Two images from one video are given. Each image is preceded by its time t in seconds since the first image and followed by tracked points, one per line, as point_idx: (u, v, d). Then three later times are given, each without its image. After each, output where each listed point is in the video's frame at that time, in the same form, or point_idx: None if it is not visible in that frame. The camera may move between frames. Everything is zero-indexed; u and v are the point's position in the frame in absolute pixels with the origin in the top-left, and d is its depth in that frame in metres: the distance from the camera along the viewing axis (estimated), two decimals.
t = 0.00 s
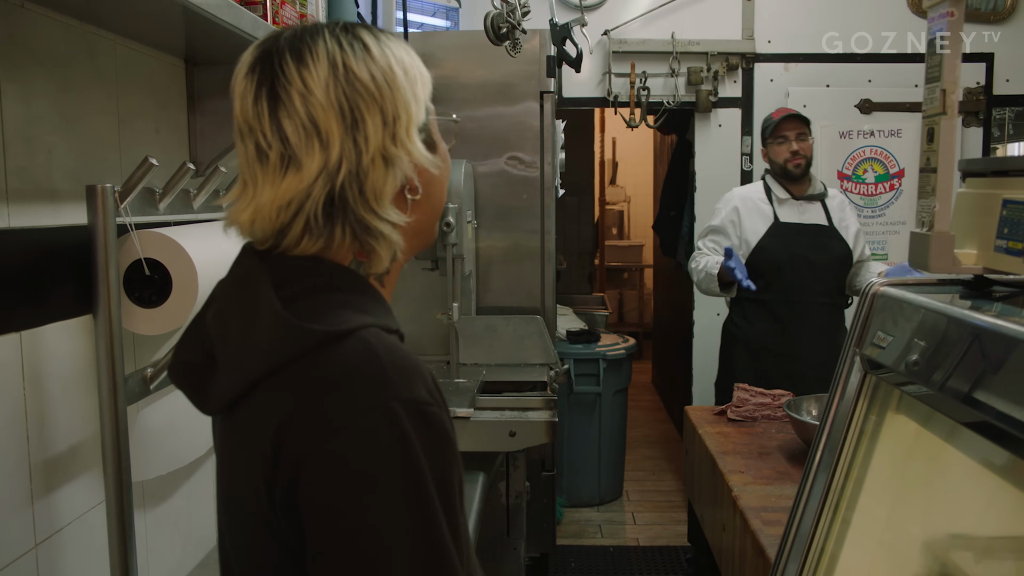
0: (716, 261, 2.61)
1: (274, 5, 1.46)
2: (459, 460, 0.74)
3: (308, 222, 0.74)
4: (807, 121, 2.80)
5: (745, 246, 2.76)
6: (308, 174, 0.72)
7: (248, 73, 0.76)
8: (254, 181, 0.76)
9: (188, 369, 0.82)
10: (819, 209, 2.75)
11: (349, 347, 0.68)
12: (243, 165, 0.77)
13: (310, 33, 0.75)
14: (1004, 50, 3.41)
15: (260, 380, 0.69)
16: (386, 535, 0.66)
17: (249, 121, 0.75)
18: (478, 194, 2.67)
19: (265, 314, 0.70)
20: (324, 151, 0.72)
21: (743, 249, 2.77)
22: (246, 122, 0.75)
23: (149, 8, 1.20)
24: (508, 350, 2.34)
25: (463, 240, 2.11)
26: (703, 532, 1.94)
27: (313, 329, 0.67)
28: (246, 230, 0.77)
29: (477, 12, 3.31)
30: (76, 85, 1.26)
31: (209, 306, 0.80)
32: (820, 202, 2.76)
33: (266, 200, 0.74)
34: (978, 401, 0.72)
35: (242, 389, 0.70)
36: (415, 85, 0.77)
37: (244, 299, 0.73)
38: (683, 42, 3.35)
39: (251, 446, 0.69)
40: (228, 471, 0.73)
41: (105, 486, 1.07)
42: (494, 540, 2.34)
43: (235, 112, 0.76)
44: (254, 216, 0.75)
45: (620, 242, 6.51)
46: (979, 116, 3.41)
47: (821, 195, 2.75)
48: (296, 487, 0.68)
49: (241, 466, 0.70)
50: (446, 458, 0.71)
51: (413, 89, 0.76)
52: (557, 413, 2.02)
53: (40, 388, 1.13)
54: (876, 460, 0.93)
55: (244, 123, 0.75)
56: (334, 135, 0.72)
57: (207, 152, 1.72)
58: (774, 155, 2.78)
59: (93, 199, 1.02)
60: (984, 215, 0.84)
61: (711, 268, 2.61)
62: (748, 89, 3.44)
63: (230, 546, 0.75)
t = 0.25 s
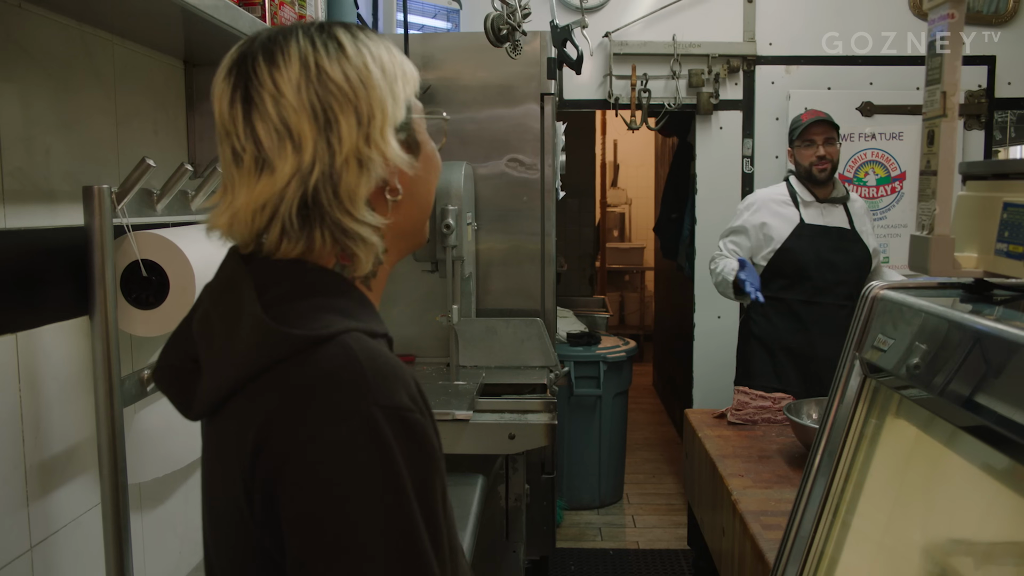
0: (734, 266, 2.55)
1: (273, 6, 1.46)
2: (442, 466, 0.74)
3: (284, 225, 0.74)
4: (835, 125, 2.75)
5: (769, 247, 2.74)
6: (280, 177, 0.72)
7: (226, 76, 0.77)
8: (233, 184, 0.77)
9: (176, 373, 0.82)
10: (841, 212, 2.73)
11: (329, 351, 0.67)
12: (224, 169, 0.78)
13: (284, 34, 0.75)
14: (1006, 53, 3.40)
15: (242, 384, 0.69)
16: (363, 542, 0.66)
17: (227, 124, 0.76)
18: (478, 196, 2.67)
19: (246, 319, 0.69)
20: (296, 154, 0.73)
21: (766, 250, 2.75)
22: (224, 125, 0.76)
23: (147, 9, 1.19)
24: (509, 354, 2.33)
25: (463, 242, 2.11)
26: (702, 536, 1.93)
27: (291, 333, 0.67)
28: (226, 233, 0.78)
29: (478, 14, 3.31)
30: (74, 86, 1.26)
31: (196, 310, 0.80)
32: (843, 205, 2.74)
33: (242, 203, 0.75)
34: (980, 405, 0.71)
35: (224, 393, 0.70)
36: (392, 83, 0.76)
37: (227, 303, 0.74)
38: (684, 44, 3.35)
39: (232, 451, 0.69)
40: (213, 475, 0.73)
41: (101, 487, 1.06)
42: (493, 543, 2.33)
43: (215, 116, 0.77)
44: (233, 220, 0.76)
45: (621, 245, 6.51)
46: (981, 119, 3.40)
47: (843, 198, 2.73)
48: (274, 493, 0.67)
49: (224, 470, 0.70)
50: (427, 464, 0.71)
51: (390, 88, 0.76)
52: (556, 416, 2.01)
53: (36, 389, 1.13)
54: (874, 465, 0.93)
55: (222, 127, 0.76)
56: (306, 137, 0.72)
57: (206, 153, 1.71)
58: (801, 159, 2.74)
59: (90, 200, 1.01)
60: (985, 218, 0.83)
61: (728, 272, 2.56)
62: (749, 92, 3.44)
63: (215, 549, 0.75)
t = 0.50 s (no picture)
0: (795, 288, 2.53)
1: (269, 9, 1.46)
2: (427, 474, 0.74)
3: (260, 228, 0.74)
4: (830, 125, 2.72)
5: (778, 251, 2.67)
6: (254, 180, 0.73)
7: (207, 81, 0.78)
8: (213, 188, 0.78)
9: (162, 379, 0.83)
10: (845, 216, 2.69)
11: (310, 358, 0.67)
12: (206, 174, 0.79)
13: (262, 38, 0.76)
14: (1005, 56, 3.40)
15: (227, 390, 0.70)
16: (344, 550, 0.66)
17: (206, 128, 0.77)
18: (476, 199, 2.67)
19: (230, 327, 0.70)
20: (271, 156, 0.73)
21: (777, 256, 2.68)
22: (204, 129, 0.77)
23: (143, 13, 1.19)
24: (508, 358, 2.38)
25: (462, 245, 2.11)
26: (702, 541, 1.92)
27: (274, 340, 0.67)
28: (208, 236, 0.79)
29: (477, 18, 3.31)
30: (70, 88, 1.26)
31: (182, 317, 0.81)
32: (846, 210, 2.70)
33: (220, 207, 0.75)
34: (978, 409, 0.71)
35: (210, 398, 0.71)
36: (371, 84, 0.76)
37: (213, 309, 0.74)
38: (683, 48, 3.35)
39: (216, 457, 0.69)
40: (198, 481, 0.73)
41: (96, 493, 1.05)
42: (492, 547, 2.32)
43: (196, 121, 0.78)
44: (212, 224, 0.77)
45: (621, 248, 6.51)
46: (980, 122, 3.40)
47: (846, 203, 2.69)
48: (256, 499, 0.67)
49: (208, 476, 0.71)
50: (410, 472, 0.71)
51: (368, 89, 0.76)
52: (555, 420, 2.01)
53: (30, 394, 1.13)
54: (872, 470, 0.93)
55: (203, 132, 0.77)
56: (281, 140, 0.73)
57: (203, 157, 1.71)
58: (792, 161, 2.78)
59: (84, 205, 1.01)
60: (982, 221, 0.83)
61: (793, 296, 2.52)
62: (748, 95, 3.44)
63: (200, 558, 0.75)
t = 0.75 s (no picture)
0: (803, 288, 2.52)
1: (265, 11, 1.46)
2: (418, 475, 0.73)
3: (248, 229, 0.74)
4: (805, 126, 2.74)
5: (773, 253, 2.68)
6: (241, 181, 0.73)
7: (194, 84, 0.78)
8: (202, 191, 0.78)
9: (155, 381, 0.82)
10: (834, 216, 2.69)
11: (300, 358, 0.67)
12: (195, 177, 0.79)
13: (248, 39, 0.76)
14: (1004, 56, 3.40)
15: (217, 392, 0.69)
16: (333, 551, 0.66)
17: (195, 131, 0.77)
18: (475, 201, 2.67)
19: (219, 329, 0.70)
20: (257, 157, 0.73)
21: (772, 258, 2.68)
22: (192, 132, 0.77)
23: (139, 15, 1.19)
24: (507, 359, 2.35)
25: (460, 247, 2.11)
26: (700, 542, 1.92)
27: (263, 341, 0.67)
28: (198, 239, 0.79)
29: (476, 20, 3.31)
30: (66, 91, 1.26)
31: (174, 320, 0.81)
32: (835, 209, 2.71)
33: (207, 209, 0.75)
34: (978, 411, 0.71)
35: (201, 400, 0.71)
36: (357, 82, 0.76)
37: (204, 311, 0.74)
38: (682, 49, 3.35)
39: (208, 459, 0.69)
40: (191, 484, 0.73)
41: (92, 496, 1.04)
42: (491, 549, 2.32)
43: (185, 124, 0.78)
44: (201, 227, 0.77)
45: (621, 249, 6.50)
46: (980, 123, 3.39)
47: (834, 202, 2.69)
48: (247, 501, 0.67)
49: (200, 478, 0.70)
50: (401, 472, 0.71)
51: (355, 87, 0.75)
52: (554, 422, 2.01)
53: (26, 396, 1.12)
54: (869, 472, 0.93)
55: (191, 135, 0.77)
56: (267, 140, 0.72)
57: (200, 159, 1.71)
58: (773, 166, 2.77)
59: (80, 207, 1.00)
60: (979, 222, 0.82)
61: (802, 296, 2.51)
62: (747, 96, 3.43)
63: (193, 561, 0.75)
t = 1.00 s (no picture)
0: (791, 292, 2.52)
1: (262, 12, 1.46)
2: (418, 476, 0.73)
3: (249, 238, 0.74)
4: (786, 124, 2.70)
5: (760, 259, 2.68)
6: (240, 192, 0.73)
7: (185, 101, 0.78)
8: (200, 206, 0.78)
9: (156, 383, 0.82)
10: (821, 216, 2.69)
11: (300, 359, 0.67)
12: (193, 193, 0.79)
13: (234, 52, 0.76)
14: (1002, 57, 3.40)
15: (217, 393, 0.69)
16: (333, 552, 0.66)
17: (189, 148, 0.77)
18: (473, 202, 2.67)
19: (219, 331, 0.70)
20: (254, 167, 0.73)
21: (759, 264, 2.68)
22: (187, 148, 0.77)
23: (135, 17, 1.19)
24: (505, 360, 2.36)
25: (458, 248, 2.10)
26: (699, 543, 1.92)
27: (263, 342, 0.67)
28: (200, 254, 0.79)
29: (474, 21, 3.31)
30: (63, 93, 1.25)
31: (174, 323, 0.81)
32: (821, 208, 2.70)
33: (206, 223, 0.75)
34: (976, 411, 0.71)
35: (201, 401, 0.71)
36: (348, 85, 0.76)
37: (203, 313, 0.74)
38: (680, 49, 3.35)
39: (207, 459, 0.69)
40: (190, 483, 0.73)
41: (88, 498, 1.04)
42: (490, 551, 2.31)
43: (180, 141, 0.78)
44: (201, 240, 0.76)
45: (620, 250, 6.50)
46: (978, 123, 3.40)
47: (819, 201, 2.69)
48: (247, 501, 0.67)
49: (200, 477, 0.70)
50: (401, 473, 0.71)
51: (345, 90, 0.75)
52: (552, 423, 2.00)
53: (22, 399, 1.12)
54: (866, 473, 0.92)
55: (187, 151, 0.78)
56: (262, 149, 0.72)
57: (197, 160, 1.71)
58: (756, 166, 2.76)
59: (76, 209, 0.99)
60: (975, 222, 0.82)
61: (790, 301, 2.50)
62: (745, 96, 3.44)
63: (191, 562, 0.75)
